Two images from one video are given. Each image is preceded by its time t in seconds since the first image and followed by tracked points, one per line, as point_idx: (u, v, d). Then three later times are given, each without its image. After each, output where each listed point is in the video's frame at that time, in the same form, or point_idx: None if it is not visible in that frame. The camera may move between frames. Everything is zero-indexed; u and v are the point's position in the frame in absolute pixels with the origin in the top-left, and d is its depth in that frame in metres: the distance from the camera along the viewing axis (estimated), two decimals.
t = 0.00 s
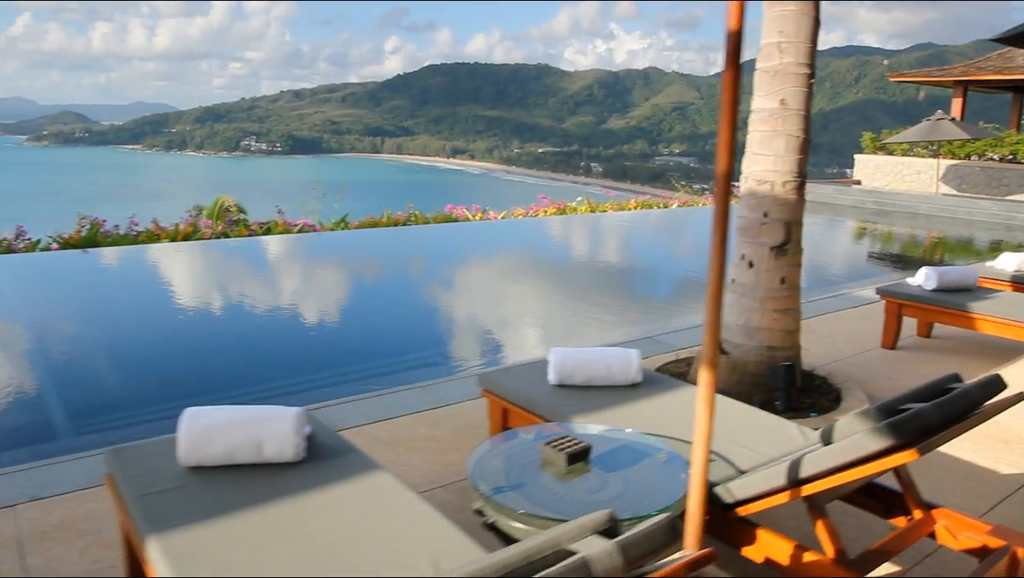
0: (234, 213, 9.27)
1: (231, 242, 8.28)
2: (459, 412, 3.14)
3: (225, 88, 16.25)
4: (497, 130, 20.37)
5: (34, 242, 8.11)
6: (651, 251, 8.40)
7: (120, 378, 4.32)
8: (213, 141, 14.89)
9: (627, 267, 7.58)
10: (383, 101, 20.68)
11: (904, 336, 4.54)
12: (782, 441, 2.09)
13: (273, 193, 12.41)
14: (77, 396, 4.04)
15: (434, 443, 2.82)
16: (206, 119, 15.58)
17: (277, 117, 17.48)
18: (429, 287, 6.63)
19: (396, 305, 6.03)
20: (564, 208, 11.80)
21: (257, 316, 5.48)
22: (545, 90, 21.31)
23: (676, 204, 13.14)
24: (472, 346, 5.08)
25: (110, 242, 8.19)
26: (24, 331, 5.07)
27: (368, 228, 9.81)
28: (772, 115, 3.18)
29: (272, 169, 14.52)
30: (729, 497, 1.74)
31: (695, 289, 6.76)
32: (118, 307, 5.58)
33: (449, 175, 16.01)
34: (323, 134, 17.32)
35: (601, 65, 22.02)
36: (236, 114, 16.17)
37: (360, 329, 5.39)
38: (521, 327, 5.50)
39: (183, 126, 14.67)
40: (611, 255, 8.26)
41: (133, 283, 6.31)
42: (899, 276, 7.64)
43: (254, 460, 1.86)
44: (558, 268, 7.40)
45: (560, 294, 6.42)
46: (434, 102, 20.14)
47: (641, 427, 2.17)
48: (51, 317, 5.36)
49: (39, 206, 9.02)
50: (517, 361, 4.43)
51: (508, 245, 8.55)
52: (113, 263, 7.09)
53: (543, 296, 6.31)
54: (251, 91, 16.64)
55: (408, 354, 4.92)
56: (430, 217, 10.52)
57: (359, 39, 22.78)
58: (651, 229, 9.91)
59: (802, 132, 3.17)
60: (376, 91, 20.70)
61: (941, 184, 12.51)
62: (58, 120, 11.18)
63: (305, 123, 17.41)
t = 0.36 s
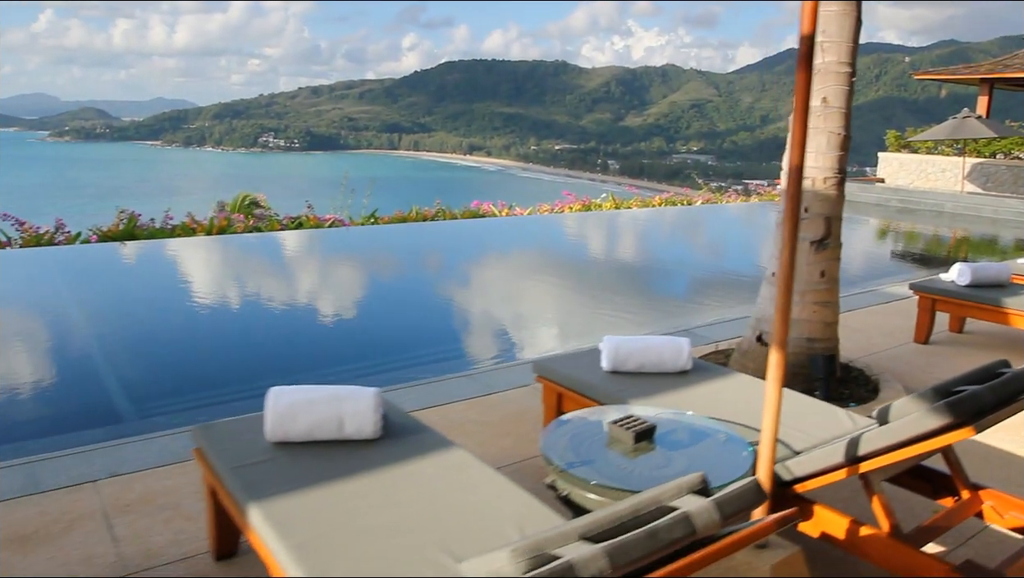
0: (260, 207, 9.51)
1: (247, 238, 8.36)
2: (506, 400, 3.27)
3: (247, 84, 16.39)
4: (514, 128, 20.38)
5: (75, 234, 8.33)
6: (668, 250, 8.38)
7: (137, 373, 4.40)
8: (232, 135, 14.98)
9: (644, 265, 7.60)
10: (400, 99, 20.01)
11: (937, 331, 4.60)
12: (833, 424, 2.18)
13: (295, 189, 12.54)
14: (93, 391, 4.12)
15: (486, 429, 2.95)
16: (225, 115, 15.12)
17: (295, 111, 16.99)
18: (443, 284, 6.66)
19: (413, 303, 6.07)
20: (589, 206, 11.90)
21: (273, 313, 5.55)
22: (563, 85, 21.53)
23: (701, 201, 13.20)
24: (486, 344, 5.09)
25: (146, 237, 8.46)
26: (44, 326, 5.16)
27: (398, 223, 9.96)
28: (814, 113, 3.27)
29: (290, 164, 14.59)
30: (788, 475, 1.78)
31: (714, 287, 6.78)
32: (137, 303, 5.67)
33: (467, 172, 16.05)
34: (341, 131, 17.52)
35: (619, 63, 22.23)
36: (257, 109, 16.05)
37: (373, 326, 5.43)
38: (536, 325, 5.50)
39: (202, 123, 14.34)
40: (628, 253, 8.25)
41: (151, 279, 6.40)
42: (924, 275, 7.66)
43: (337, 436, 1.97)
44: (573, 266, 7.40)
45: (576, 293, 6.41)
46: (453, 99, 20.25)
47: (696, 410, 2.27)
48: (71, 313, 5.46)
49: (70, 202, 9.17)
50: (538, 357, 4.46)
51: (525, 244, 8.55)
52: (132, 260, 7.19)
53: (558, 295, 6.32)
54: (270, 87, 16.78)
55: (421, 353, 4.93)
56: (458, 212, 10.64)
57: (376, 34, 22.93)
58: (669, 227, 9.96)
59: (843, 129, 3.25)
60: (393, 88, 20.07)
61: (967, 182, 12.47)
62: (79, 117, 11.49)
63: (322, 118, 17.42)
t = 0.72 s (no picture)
0: (274, 202, 9.82)
1: (255, 234, 8.41)
2: (539, 389, 3.40)
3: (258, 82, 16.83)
4: (522, 126, 20.59)
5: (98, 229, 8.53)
6: (675, 248, 8.47)
7: (149, 364, 4.40)
8: (241, 134, 15.72)
9: (653, 263, 7.68)
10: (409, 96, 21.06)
11: (953, 326, 4.70)
12: (860, 408, 2.29)
13: (306, 185, 12.77)
14: (105, 381, 4.11)
15: (522, 415, 3.08)
16: (234, 113, 16.23)
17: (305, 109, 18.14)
18: (451, 280, 6.71)
19: (422, 298, 6.10)
20: (603, 202, 12.08)
21: (283, 307, 5.57)
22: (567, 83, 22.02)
23: (713, 199, 13.38)
24: (493, 339, 5.11)
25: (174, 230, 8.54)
26: (53, 319, 5.16)
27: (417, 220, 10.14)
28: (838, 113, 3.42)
29: (299, 160, 14.84)
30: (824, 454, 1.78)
31: (722, 284, 6.88)
32: (146, 299, 5.68)
33: (476, 169, 16.21)
34: (351, 129, 17.99)
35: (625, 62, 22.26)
36: (267, 106, 17.11)
37: (382, 321, 5.46)
38: (543, 321, 5.54)
39: (211, 120, 15.43)
40: (635, 252, 8.33)
41: (160, 275, 6.44)
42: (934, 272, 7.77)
43: (395, 416, 2.09)
44: (581, 264, 7.50)
45: (584, 290, 6.48)
46: (463, 99, 20.92)
47: (731, 395, 2.39)
48: (81, 307, 5.46)
49: (87, 203, 9.46)
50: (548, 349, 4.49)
51: (533, 242, 8.64)
52: (141, 257, 7.24)
53: (566, 292, 6.38)
54: (279, 85, 17.12)
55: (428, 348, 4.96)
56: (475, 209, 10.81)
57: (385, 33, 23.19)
58: (678, 224, 10.09)
59: (866, 129, 3.35)
60: (402, 86, 20.96)
61: (979, 181, 12.54)
62: (90, 113, 13.01)
63: (333, 117, 18.21)
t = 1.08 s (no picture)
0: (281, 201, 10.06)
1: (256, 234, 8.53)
2: (563, 380, 3.55)
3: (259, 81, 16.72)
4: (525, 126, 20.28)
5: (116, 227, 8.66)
6: (678, 249, 8.55)
7: (151, 366, 4.48)
8: (244, 134, 15.75)
9: (654, 264, 7.78)
10: (411, 96, 20.31)
11: (961, 324, 4.82)
12: (877, 396, 2.41)
13: (311, 186, 12.81)
14: (108, 380, 4.18)
15: (550, 405, 3.22)
16: (237, 111, 16.07)
17: (307, 109, 17.68)
18: (452, 281, 6.81)
19: (422, 298, 6.22)
20: (612, 202, 12.24)
21: (284, 308, 5.67)
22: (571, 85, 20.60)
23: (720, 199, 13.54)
24: (495, 339, 5.23)
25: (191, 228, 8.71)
26: (56, 319, 5.25)
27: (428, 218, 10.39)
28: (852, 115, 3.59)
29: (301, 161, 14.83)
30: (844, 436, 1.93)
31: (723, 285, 6.98)
32: (149, 299, 5.77)
33: (481, 169, 16.23)
34: (353, 129, 18.16)
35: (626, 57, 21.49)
36: (269, 105, 16.82)
37: (380, 321, 5.56)
38: (544, 321, 5.66)
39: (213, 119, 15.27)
40: (637, 252, 8.42)
41: (160, 275, 6.51)
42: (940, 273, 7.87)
43: (440, 401, 2.22)
44: (584, 264, 7.59)
45: (585, 291, 6.59)
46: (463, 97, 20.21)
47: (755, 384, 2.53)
48: (83, 307, 5.55)
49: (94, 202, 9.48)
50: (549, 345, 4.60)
51: (534, 242, 8.73)
52: (143, 256, 7.33)
53: (569, 292, 6.49)
54: (281, 85, 17.03)
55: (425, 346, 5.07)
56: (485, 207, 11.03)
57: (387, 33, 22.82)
58: (680, 225, 10.18)
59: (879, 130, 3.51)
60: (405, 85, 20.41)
61: (983, 183, 12.62)
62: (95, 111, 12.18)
63: (333, 116, 18.09)
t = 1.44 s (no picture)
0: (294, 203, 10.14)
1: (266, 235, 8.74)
2: (589, 373, 3.68)
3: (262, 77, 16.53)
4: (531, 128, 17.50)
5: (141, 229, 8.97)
6: (686, 251, 8.64)
7: (161, 368, 4.56)
8: (253, 135, 13.30)
9: (662, 267, 7.85)
10: (421, 99, 16.58)
11: (973, 321, 4.94)
12: (898, 387, 2.53)
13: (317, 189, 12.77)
14: (119, 380, 4.25)
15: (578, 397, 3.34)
16: (245, 113, 13.14)
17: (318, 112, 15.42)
18: (458, 283, 6.93)
19: (429, 300, 6.36)
20: (625, 203, 12.43)
21: (294, 309, 5.79)
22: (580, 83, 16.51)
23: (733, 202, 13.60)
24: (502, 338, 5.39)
25: (215, 228, 9.02)
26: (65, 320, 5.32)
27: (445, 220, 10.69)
28: (870, 118, 3.73)
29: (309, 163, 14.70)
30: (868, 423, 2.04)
31: (730, 288, 7.07)
32: (159, 302, 5.87)
33: (491, 171, 16.19)
34: (362, 131, 16.73)
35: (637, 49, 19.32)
36: (277, 105, 13.66)
37: (385, 324, 5.68)
38: (551, 322, 5.81)
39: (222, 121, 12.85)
40: (644, 255, 8.51)
41: (165, 278, 6.60)
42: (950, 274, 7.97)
43: (485, 389, 2.35)
44: (592, 267, 7.71)
45: (591, 292, 6.74)
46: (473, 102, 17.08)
47: (783, 374, 2.66)
48: (91, 309, 5.63)
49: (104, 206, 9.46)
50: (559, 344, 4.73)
51: (539, 245, 8.79)
52: (154, 259, 7.44)
53: (576, 293, 6.64)
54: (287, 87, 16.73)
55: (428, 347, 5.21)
56: (502, 210, 11.21)
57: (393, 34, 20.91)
58: (687, 228, 10.23)
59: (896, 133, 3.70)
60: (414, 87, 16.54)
61: (995, 184, 12.66)
62: (101, 114, 10.61)
63: (343, 118, 16.27)
